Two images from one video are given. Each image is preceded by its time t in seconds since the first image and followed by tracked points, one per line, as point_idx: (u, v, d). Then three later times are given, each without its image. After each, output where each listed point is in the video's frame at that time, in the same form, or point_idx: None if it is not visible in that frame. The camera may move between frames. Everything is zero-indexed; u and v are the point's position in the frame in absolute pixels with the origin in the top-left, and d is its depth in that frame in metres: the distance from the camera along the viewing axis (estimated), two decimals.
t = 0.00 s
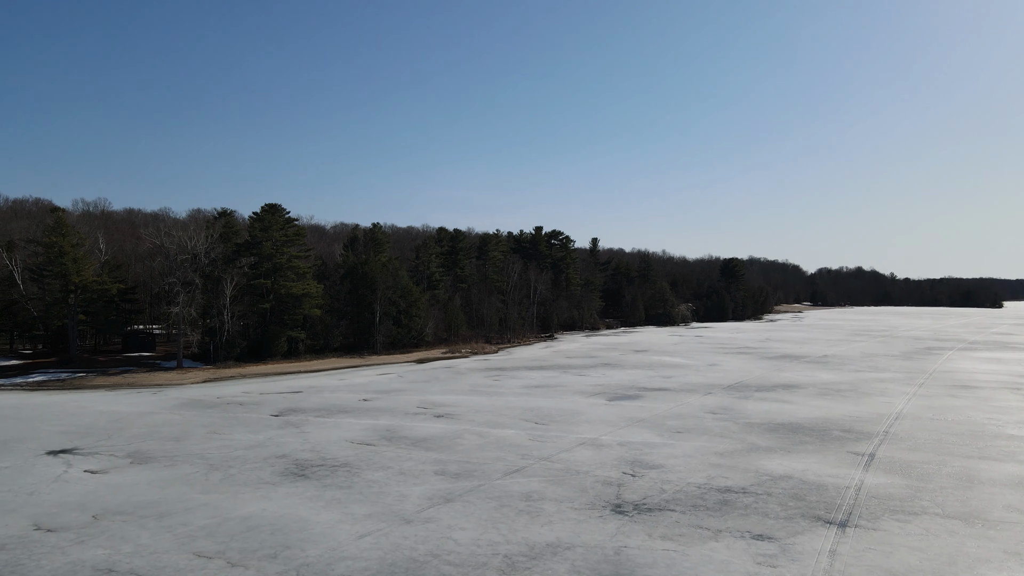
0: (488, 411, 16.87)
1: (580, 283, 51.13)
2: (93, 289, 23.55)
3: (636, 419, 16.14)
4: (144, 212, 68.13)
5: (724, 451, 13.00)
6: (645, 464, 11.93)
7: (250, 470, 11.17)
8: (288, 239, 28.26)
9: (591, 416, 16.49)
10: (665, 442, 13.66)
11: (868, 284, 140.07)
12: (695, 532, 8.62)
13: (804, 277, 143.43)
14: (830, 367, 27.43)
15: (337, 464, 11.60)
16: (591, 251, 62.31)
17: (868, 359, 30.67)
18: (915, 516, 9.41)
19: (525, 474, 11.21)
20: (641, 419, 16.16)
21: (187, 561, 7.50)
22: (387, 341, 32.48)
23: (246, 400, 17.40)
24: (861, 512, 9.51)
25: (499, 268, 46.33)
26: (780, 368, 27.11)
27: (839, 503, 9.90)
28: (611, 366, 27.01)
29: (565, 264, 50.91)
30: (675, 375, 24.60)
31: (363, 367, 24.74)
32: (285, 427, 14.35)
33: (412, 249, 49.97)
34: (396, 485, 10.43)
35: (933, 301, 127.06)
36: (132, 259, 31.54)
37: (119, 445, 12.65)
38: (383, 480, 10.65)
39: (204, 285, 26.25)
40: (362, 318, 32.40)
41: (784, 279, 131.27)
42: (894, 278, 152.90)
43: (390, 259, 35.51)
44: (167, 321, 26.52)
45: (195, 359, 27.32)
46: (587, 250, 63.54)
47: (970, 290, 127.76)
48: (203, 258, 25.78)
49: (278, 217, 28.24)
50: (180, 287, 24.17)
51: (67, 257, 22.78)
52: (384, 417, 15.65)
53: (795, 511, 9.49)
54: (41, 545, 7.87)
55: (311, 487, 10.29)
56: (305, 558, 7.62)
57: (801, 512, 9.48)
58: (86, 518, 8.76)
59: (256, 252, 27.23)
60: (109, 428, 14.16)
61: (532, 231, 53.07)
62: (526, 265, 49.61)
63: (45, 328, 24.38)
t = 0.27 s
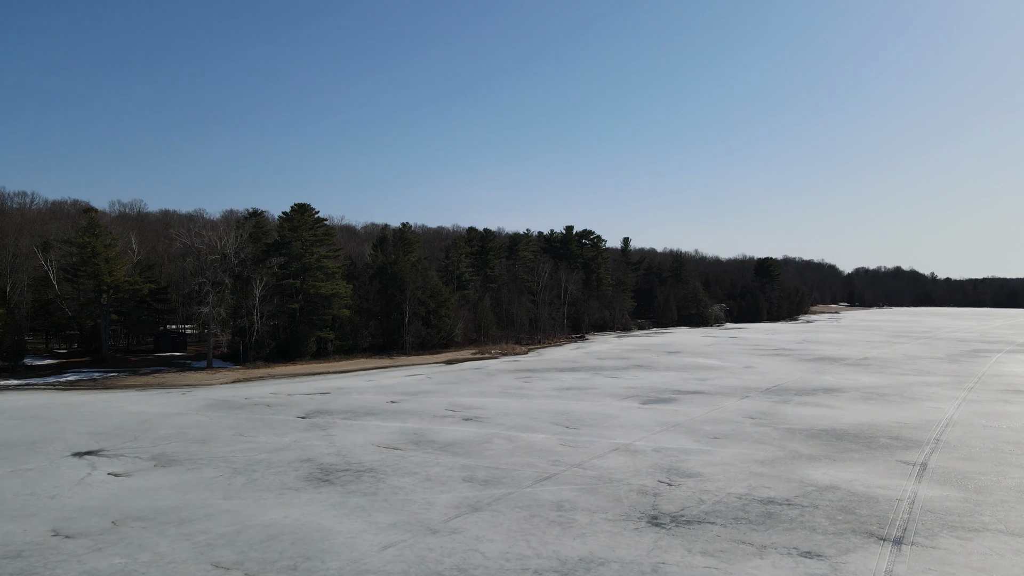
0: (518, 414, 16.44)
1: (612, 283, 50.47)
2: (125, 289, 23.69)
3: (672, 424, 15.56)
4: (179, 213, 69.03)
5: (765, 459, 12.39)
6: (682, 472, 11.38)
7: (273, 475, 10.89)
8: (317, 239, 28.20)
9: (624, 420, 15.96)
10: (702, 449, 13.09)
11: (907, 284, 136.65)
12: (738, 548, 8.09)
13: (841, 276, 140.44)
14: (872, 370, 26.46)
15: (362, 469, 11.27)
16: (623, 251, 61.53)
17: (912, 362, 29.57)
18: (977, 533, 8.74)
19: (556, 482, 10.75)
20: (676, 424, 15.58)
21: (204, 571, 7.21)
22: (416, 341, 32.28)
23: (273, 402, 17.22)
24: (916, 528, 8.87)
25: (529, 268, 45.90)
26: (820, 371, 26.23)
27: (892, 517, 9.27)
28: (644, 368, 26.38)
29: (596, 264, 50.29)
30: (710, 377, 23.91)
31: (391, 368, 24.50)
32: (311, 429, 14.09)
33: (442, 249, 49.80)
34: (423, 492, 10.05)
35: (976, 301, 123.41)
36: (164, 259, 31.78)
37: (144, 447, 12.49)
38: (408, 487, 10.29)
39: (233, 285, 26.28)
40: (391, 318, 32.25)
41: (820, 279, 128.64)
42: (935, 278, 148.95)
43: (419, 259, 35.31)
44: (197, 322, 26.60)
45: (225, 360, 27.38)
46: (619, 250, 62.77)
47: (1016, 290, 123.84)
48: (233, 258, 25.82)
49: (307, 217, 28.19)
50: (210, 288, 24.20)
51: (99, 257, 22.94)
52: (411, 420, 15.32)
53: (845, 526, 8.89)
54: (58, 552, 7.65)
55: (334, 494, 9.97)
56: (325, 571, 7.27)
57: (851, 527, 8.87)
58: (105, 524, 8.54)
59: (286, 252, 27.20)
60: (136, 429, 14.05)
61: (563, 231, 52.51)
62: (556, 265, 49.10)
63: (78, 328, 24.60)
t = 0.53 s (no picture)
0: (549, 418, 15.99)
1: (644, 283, 49.75)
2: (156, 289, 23.79)
3: (709, 429, 14.96)
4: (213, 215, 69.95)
5: (810, 468, 11.76)
6: (722, 482, 10.82)
7: (297, 480, 10.60)
8: (346, 239, 28.08)
9: (659, 425, 15.41)
10: (742, 456, 12.50)
11: (949, 284, 132.98)
12: (786, 566, 7.53)
13: (880, 276, 137.24)
14: (917, 374, 25.45)
15: (388, 474, 10.93)
16: (655, 251, 60.65)
17: (959, 365, 28.43)
18: None
19: (589, 490, 10.28)
20: (714, 429, 14.98)
21: None
22: (445, 342, 32.03)
23: (301, 404, 17.02)
24: (980, 547, 8.21)
25: (560, 267, 45.39)
26: (862, 374, 25.30)
27: (952, 534, 8.62)
28: (678, 370, 25.72)
29: (628, 264, 49.59)
30: (748, 380, 23.18)
31: (420, 369, 24.21)
32: (337, 432, 13.81)
33: (472, 248, 49.55)
34: (450, 500, 9.66)
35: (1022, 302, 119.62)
36: (196, 259, 31.96)
37: (171, 449, 12.32)
38: (435, 495, 9.90)
39: (263, 285, 26.26)
40: (421, 318, 32.12)
41: (858, 279, 125.85)
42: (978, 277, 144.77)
43: (449, 258, 35.04)
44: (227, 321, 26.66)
45: (255, 359, 27.41)
46: (651, 250, 61.93)
47: None
48: (262, 257, 25.81)
49: (336, 216, 28.07)
50: (239, 288, 24.20)
51: (131, 257, 23.07)
52: (440, 423, 14.96)
53: (901, 544, 8.27)
54: (75, 560, 7.40)
55: (359, 501, 9.63)
56: None
57: (909, 545, 8.25)
58: (124, 531, 8.30)
59: (315, 251, 27.13)
60: (164, 430, 13.92)
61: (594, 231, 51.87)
62: (587, 265, 48.52)
63: (111, 328, 24.78)
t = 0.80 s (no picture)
0: (581, 422, 15.49)
1: (677, 283, 48.90)
2: (187, 289, 23.83)
3: (749, 435, 14.32)
4: (245, 215, 70.76)
5: (859, 478, 11.09)
6: (765, 492, 10.23)
7: (322, 485, 10.28)
8: (376, 239, 27.89)
9: (696, 430, 14.82)
10: (786, 465, 11.86)
11: (993, 285, 129.05)
12: None
13: (921, 276, 133.76)
14: (967, 377, 24.38)
15: (415, 481, 10.55)
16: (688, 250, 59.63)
17: (1010, 368, 27.22)
18: None
19: (625, 500, 9.77)
20: (754, 435, 14.35)
21: None
22: (475, 342, 31.71)
23: (329, 405, 16.79)
24: None
25: (591, 267, 44.79)
26: (908, 378, 24.29)
27: (1021, 554, 7.94)
28: (713, 372, 25.00)
29: (661, 263, 48.78)
30: (787, 383, 22.40)
31: (450, 371, 23.88)
32: (364, 435, 13.49)
33: (502, 248, 49.20)
34: (478, 510, 9.24)
35: None
36: (228, 259, 32.11)
37: (196, 452, 12.12)
38: (463, 503, 9.49)
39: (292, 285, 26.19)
40: (451, 319, 31.87)
41: (897, 279, 122.81)
42: None
43: (479, 258, 34.69)
44: (257, 322, 26.64)
45: (285, 360, 27.37)
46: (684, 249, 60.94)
47: None
48: (292, 257, 25.71)
49: (366, 216, 27.89)
50: (269, 288, 24.14)
51: (162, 257, 23.12)
52: (469, 427, 14.57)
53: (965, 565, 7.63)
54: (90, 569, 7.15)
55: (384, 509, 9.27)
56: None
57: (974, 566, 7.60)
58: (143, 538, 8.04)
59: (344, 251, 26.98)
60: (190, 431, 13.76)
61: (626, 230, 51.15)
62: (619, 265, 47.83)
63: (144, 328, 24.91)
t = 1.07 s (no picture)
0: (615, 426, 14.95)
1: (711, 283, 47.95)
2: (217, 289, 23.82)
3: (791, 442, 13.66)
4: (277, 215, 71.37)
5: (913, 490, 10.40)
6: (813, 505, 9.61)
7: (346, 492, 9.94)
8: (406, 238, 27.64)
9: (735, 436, 14.20)
10: (833, 475, 11.21)
11: None
12: None
13: (963, 276, 130.08)
14: (1019, 381, 23.27)
15: (442, 488, 10.15)
16: (722, 249, 58.51)
17: None
18: None
19: (663, 512, 9.24)
20: (797, 442, 13.68)
21: None
22: (505, 343, 31.32)
23: (357, 407, 16.50)
24: None
25: (623, 266, 44.09)
26: (957, 381, 23.27)
27: None
28: (751, 375, 24.24)
29: (695, 263, 47.89)
30: (829, 386, 21.57)
31: (480, 372, 23.49)
32: (392, 439, 13.14)
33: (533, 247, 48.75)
34: (508, 520, 8.79)
35: None
36: (259, 259, 32.19)
37: (221, 454, 11.88)
38: (492, 513, 9.05)
39: (321, 285, 26.05)
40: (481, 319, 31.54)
41: (939, 279, 119.54)
42: None
43: (509, 258, 34.29)
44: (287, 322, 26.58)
45: (314, 360, 27.27)
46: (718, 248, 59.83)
47: None
48: (321, 257, 25.57)
49: (395, 215, 27.66)
50: (298, 288, 24.02)
51: (193, 257, 23.14)
52: (499, 431, 14.14)
53: None
54: None
55: (410, 518, 8.87)
56: None
57: None
58: (160, 547, 7.75)
59: (373, 251, 26.79)
60: (217, 433, 13.56)
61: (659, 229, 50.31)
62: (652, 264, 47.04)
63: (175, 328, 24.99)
